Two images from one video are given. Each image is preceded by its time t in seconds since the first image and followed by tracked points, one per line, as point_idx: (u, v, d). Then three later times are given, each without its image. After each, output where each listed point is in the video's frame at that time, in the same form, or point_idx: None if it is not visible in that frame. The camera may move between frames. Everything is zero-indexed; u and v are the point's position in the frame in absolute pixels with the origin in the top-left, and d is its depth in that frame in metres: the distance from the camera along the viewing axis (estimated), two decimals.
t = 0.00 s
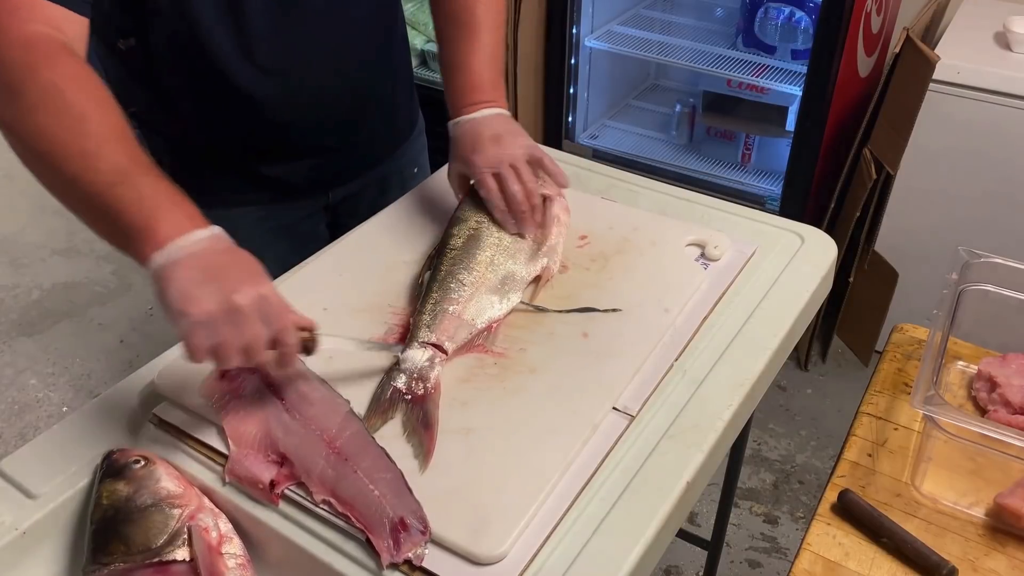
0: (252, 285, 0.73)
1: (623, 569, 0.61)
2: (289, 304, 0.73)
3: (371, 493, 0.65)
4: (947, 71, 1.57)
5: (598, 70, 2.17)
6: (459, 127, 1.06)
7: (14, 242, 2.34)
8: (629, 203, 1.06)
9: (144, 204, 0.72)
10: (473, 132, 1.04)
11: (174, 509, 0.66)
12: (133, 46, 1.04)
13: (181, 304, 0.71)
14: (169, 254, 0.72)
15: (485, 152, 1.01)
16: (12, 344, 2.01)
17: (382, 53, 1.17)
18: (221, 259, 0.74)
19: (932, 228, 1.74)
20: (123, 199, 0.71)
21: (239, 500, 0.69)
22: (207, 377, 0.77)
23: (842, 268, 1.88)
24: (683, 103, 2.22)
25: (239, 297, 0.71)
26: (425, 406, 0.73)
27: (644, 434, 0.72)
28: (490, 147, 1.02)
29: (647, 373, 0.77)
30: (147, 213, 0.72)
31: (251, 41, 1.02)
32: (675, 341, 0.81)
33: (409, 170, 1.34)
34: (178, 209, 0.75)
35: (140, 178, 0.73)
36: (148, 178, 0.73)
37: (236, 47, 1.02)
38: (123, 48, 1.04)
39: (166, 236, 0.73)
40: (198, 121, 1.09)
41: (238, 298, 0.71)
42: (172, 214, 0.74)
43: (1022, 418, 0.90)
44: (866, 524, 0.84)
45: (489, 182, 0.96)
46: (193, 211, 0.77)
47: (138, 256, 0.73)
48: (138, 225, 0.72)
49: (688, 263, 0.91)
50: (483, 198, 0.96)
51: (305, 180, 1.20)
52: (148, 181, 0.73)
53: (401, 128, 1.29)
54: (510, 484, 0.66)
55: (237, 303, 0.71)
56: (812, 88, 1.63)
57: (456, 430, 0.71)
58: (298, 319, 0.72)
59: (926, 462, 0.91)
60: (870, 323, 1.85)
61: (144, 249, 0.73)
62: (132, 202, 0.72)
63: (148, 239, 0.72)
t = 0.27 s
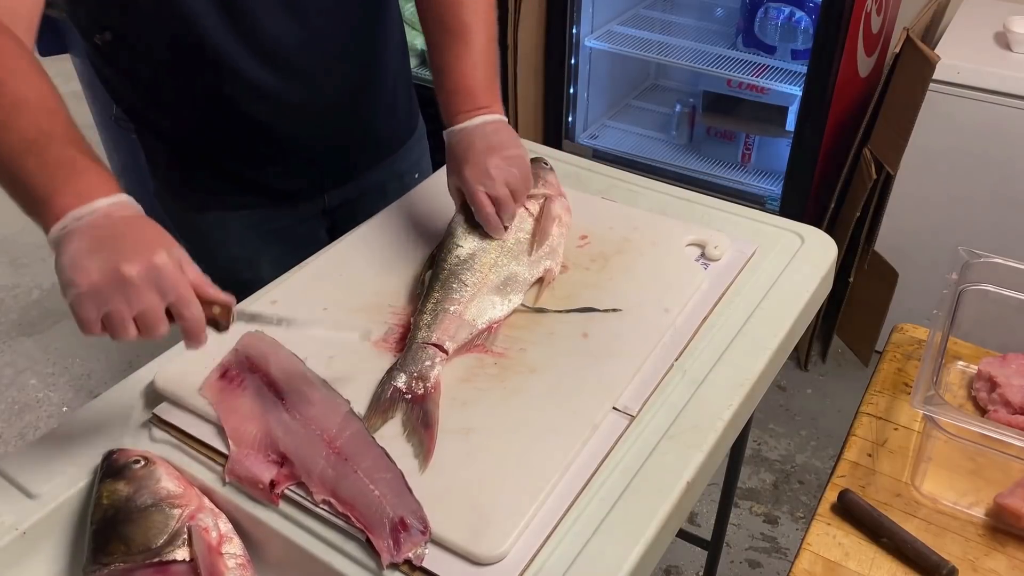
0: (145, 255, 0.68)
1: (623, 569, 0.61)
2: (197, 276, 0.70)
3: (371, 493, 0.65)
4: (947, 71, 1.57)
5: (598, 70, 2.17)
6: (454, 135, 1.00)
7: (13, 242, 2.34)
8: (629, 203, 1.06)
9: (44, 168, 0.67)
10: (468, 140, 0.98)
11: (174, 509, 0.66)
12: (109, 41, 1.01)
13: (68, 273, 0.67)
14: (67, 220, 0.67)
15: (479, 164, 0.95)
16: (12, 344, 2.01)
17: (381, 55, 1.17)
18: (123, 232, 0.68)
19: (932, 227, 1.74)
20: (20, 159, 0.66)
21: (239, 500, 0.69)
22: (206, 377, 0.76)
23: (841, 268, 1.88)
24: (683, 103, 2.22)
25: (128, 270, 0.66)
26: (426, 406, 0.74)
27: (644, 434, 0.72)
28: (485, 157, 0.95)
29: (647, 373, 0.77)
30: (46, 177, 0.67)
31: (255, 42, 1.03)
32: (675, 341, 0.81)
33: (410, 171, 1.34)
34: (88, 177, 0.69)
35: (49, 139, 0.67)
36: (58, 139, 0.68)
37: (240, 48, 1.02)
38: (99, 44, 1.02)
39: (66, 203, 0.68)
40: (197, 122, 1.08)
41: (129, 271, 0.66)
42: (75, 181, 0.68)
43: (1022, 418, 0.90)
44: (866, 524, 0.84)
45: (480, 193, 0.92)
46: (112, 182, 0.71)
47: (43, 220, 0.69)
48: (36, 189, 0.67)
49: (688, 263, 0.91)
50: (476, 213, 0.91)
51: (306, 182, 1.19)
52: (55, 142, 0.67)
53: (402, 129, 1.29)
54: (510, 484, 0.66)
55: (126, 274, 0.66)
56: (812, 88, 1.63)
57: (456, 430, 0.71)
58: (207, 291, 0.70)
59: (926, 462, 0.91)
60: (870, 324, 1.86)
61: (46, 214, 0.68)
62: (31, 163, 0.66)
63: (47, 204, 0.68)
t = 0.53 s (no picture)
0: (214, 225, 0.74)
1: (623, 569, 0.61)
2: (256, 227, 0.76)
3: (371, 493, 0.65)
4: (947, 71, 1.57)
5: (598, 70, 2.17)
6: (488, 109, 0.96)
7: (13, 242, 2.33)
8: (629, 203, 1.06)
9: (91, 170, 0.70)
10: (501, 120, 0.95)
11: (174, 509, 0.66)
12: (98, 45, 0.99)
13: (158, 266, 0.73)
14: (129, 219, 0.71)
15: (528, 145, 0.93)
16: (12, 343, 2.01)
17: (382, 56, 1.17)
18: (184, 208, 0.73)
19: (932, 228, 1.74)
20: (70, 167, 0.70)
21: (239, 500, 0.69)
22: (206, 377, 0.77)
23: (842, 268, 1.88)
24: (683, 103, 2.22)
25: (206, 240, 0.73)
26: (426, 405, 0.74)
27: (644, 434, 0.72)
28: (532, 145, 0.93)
29: (647, 373, 0.77)
30: (98, 179, 0.71)
31: (259, 48, 1.01)
32: (675, 341, 0.81)
33: (410, 172, 1.34)
34: (130, 172, 0.72)
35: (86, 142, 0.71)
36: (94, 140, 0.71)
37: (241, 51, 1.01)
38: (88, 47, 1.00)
39: (121, 199, 0.71)
40: (196, 124, 1.08)
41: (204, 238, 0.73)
42: (121, 177, 0.72)
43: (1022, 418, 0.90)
44: (866, 524, 0.84)
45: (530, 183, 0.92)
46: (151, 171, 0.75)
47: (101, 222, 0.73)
48: (93, 193, 0.71)
49: (688, 263, 0.91)
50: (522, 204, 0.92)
51: (304, 182, 1.19)
52: (93, 143, 0.71)
53: (403, 130, 1.29)
54: (510, 484, 0.66)
55: (205, 247, 0.73)
56: (812, 88, 1.63)
57: (456, 430, 0.71)
58: (270, 236, 0.77)
59: (926, 462, 0.91)
60: (870, 324, 1.86)
61: (104, 215, 0.72)
62: (79, 168, 0.70)
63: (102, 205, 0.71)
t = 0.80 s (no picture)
0: (332, 214, 0.82)
1: (623, 569, 0.61)
2: (365, 212, 0.84)
3: (371, 493, 0.65)
4: (947, 71, 1.57)
5: (598, 71, 2.17)
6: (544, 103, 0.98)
7: (13, 242, 2.34)
8: (629, 203, 1.06)
9: (212, 180, 0.78)
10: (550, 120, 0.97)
11: (174, 509, 0.66)
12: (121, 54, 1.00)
13: (292, 259, 0.80)
14: (254, 220, 0.79)
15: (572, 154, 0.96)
16: (12, 344, 2.01)
17: (389, 56, 1.18)
18: (302, 203, 0.81)
19: (932, 228, 1.74)
20: (194, 182, 0.77)
21: (239, 500, 0.69)
22: (206, 377, 0.77)
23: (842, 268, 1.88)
24: (683, 103, 2.22)
25: (331, 229, 0.80)
26: (426, 403, 0.74)
27: (644, 434, 0.72)
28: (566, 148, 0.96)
29: (647, 373, 0.77)
30: (218, 188, 0.78)
31: (262, 47, 1.01)
32: (675, 341, 0.81)
33: (411, 173, 1.34)
34: (244, 177, 0.80)
35: (197, 155, 0.78)
36: (203, 154, 0.78)
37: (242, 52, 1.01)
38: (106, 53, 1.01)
39: (245, 203, 0.79)
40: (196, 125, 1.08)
41: (331, 227, 0.81)
42: (239, 183, 0.79)
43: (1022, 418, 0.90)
44: (867, 525, 0.84)
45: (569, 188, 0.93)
46: (259, 173, 0.82)
47: (226, 229, 0.80)
48: (219, 202, 0.78)
49: (688, 263, 0.91)
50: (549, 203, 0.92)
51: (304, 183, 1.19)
52: (206, 156, 0.78)
53: (407, 132, 1.29)
54: (510, 483, 0.66)
55: (331, 235, 0.80)
56: (812, 88, 1.63)
57: (456, 430, 0.71)
58: (378, 219, 0.84)
59: (926, 462, 0.91)
60: (870, 324, 1.86)
61: (230, 221, 0.79)
62: (201, 182, 0.77)
63: (227, 212, 0.78)
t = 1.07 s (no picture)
0: (398, 208, 0.84)
1: (623, 569, 0.61)
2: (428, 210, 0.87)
3: (371, 493, 0.65)
4: (947, 71, 1.57)
5: (598, 71, 2.17)
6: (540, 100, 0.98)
7: (13, 242, 2.34)
8: (629, 203, 1.06)
9: (284, 182, 0.79)
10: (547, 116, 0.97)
11: (174, 510, 0.66)
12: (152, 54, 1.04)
13: (363, 252, 0.82)
14: (326, 216, 0.81)
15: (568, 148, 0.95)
16: (13, 344, 2.01)
17: (403, 57, 1.18)
18: (370, 201, 0.83)
19: (932, 228, 1.74)
20: (269, 185, 0.79)
21: (239, 500, 0.69)
22: (206, 377, 0.77)
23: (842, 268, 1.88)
24: (683, 103, 2.22)
25: (400, 220, 0.83)
26: (426, 400, 0.74)
27: (644, 434, 0.72)
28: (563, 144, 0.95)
29: (647, 373, 0.77)
30: (290, 190, 0.80)
31: (271, 43, 1.02)
32: (675, 341, 0.81)
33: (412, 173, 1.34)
34: (310, 178, 0.82)
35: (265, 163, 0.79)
36: (271, 159, 0.80)
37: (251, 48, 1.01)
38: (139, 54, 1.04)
39: (316, 204, 0.81)
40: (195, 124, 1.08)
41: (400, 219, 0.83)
42: (308, 184, 0.81)
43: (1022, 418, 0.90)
44: (867, 525, 0.84)
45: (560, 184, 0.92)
46: (322, 173, 0.84)
47: (296, 229, 0.82)
48: (292, 203, 0.80)
49: (688, 263, 0.91)
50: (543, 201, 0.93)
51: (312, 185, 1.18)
52: (275, 162, 0.80)
53: (417, 133, 1.29)
54: (510, 483, 0.66)
55: (400, 227, 0.83)
56: (812, 88, 1.63)
57: (455, 430, 0.71)
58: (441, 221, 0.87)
59: (926, 462, 0.91)
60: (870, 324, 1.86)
61: (301, 221, 0.81)
62: (273, 185, 0.79)
63: (299, 214, 0.80)
